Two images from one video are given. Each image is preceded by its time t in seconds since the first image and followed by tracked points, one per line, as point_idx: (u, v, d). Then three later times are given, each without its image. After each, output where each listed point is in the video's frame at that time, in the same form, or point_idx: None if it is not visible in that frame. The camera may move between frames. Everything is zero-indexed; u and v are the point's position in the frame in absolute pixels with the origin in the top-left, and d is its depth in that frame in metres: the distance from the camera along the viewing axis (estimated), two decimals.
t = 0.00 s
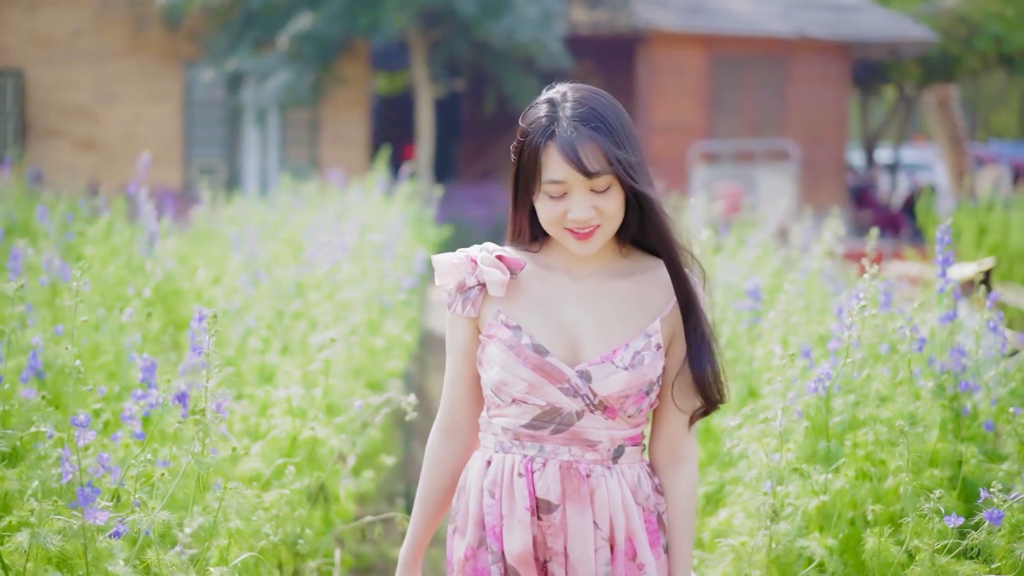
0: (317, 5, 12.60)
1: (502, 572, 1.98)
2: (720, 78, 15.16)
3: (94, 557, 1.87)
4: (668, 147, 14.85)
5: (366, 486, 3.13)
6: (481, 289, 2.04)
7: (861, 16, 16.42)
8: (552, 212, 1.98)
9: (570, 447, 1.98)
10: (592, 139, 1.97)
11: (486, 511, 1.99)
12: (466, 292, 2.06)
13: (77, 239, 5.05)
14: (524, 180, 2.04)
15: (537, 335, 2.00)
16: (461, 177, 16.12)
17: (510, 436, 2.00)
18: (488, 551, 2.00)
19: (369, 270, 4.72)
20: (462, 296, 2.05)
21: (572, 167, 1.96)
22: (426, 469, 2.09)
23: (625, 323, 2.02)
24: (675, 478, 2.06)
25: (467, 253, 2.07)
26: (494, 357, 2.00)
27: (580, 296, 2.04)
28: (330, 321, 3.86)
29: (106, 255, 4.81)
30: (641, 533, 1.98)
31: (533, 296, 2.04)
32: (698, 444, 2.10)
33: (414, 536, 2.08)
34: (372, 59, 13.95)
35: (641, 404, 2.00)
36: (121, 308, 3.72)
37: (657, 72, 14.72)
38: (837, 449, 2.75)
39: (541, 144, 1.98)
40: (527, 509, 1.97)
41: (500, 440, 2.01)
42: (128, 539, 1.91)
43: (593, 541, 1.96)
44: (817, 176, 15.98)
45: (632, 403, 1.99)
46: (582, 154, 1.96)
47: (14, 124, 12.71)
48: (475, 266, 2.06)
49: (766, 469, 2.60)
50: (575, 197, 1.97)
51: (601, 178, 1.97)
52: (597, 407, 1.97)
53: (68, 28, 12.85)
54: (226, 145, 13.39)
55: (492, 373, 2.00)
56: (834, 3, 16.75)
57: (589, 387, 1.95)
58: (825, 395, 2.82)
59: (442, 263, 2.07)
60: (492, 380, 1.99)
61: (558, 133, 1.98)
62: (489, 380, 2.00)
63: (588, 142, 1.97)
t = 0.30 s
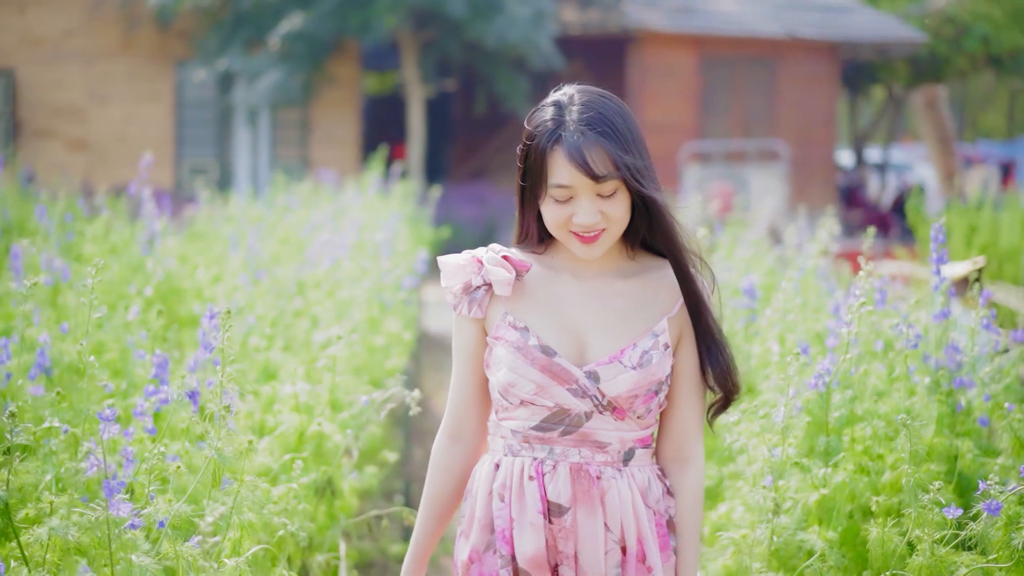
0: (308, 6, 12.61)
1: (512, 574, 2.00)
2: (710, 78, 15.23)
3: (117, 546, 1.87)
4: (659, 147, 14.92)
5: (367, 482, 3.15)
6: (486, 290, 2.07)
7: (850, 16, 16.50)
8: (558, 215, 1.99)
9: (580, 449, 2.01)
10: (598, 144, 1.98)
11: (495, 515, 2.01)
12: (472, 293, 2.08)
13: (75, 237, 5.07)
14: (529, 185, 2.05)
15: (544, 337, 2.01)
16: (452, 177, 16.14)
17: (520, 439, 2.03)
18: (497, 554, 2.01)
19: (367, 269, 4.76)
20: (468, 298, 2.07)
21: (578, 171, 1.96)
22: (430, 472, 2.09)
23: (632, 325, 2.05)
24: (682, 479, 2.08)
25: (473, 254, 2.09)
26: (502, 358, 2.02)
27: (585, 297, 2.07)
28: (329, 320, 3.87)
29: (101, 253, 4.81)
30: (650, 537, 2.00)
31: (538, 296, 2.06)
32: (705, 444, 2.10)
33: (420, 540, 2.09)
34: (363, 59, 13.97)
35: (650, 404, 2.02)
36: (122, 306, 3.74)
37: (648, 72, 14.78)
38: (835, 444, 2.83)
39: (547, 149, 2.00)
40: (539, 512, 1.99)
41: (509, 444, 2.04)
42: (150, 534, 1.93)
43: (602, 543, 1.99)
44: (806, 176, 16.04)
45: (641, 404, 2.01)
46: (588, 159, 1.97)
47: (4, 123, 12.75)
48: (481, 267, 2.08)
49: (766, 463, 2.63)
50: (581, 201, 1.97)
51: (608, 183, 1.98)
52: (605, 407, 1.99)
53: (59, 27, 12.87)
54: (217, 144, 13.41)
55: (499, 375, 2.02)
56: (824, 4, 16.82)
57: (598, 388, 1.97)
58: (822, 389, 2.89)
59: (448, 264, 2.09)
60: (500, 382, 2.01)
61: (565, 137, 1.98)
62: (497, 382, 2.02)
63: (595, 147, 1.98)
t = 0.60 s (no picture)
0: (301, 5, 12.60)
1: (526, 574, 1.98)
2: (703, 79, 15.27)
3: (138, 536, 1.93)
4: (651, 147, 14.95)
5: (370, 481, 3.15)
6: (490, 288, 2.07)
7: (841, 17, 16.56)
8: (562, 220, 1.95)
9: (591, 443, 2.00)
10: (606, 150, 1.93)
11: (509, 514, 1.99)
12: (476, 292, 2.08)
13: (76, 237, 5.08)
14: (534, 186, 2.00)
15: (551, 331, 2.02)
16: (445, 177, 16.14)
17: (530, 436, 2.01)
18: (511, 554, 1.99)
19: (367, 268, 4.78)
20: (472, 297, 2.07)
21: (585, 177, 1.92)
22: (438, 475, 2.09)
23: (639, 318, 2.05)
24: (693, 475, 2.07)
25: (476, 253, 2.09)
26: (509, 354, 2.02)
27: (590, 291, 2.07)
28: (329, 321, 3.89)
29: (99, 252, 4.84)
30: (661, 534, 1.98)
31: (543, 292, 2.07)
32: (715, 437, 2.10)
33: (429, 543, 2.07)
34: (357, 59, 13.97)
35: (661, 396, 2.01)
36: (126, 305, 3.75)
37: (641, 71, 14.76)
38: (835, 439, 2.87)
39: (553, 153, 1.95)
40: (552, 508, 1.97)
41: (519, 441, 2.03)
42: (165, 524, 1.98)
43: (614, 539, 1.97)
44: (797, 175, 16.09)
45: (652, 395, 2.00)
46: (595, 165, 1.92)
47: None
48: (484, 265, 2.08)
49: (764, 457, 2.68)
50: (586, 207, 1.93)
51: (613, 189, 1.93)
52: (616, 400, 1.99)
53: (52, 27, 12.77)
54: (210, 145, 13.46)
55: (507, 371, 2.01)
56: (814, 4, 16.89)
57: (607, 380, 1.97)
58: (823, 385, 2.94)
59: (451, 264, 2.09)
60: (509, 378, 2.01)
61: (571, 142, 1.94)
62: (505, 379, 2.02)
63: (602, 153, 1.93)
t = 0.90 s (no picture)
0: (295, 6, 12.60)
1: None
2: (694, 79, 15.31)
3: (155, 528, 1.97)
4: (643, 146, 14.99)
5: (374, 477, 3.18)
6: (500, 290, 2.04)
7: (833, 17, 16.61)
8: (573, 224, 1.91)
9: (600, 445, 2.01)
10: (619, 156, 1.90)
11: (516, 517, 2.00)
12: (485, 293, 2.05)
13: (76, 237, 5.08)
14: (544, 189, 1.96)
15: (559, 333, 2.01)
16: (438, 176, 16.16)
17: (538, 438, 2.02)
18: (516, 556, 2.00)
19: (367, 267, 4.82)
20: (481, 299, 2.04)
21: (598, 182, 1.88)
22: (448, 479, 2.08)
23: (647, 318, 2.05)
24: (704, 471, 2.10)
25: (483, 255, 2.07)
26: (518, 356, 2.01)
27: (599, 291, 2.06)
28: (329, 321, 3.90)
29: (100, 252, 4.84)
30: (674, 527, 2.00)
31: (551, 294, 2.05)
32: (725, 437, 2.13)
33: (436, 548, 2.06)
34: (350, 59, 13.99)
35: (670, 396, 2.02)
36: (132, 303, 3.76)
37: (632, 71, 14.81)
38: (836, 434, 2.90)
39: (565, 157, 1.91)
40: (558, 511, 1.98)
41: (527, 443, 2.03)
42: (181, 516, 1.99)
43: (622, 540, 1.98)
44: (789, 174, 16.14)
45: (661, 395, 2.01)
46: (608, 171, 1.88)
47: None
48: (493, 268, 2.06)
49: (768, 450, 2.79)
50: (598, 211, 1.89)
51: (625, 195, 1.90)
52: (626, 401, 1.99)
53: (45, 27, 12.75)
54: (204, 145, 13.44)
55: (516, 373, 2.01)
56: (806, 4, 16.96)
57: (617, 381, 1.97)
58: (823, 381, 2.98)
59: (459, 266, 2.07)
60: (517, 381, 2.00)
61: (585, 147, 1.90)
62: (513, 381, 2.01)
63: (616, 158, 1.89)
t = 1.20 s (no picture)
0: (284, 6, 12.60)
1: None
2: (683, 79, 15.34)
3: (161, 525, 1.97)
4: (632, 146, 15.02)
5: (371, 476, 3.20)
6: (500, 287, 2.02)
7: (821, 17, 16.66)
8: (579, 225, 1.90)
9: (600, 445, 2.01)
10: (629, 159, 1.89)
11: (516, 517, 2.00)
12: (486, 290, 2.03)
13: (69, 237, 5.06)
14: (549, 188, 1.95)
15: (560, 333, 2.00)
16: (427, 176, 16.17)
17: (537, 438, 2.02)
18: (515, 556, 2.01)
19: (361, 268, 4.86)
20: (482, 296, 2.02)
21: (606, 185, 1.88)
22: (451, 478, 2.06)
23: (648, 319, 2.06)
24: (705, 470, 2.13)
25: (484, 252, 2.04)
26: (518, 357, 1.99)
27: (599, 291, 2.06)
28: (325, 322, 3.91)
29: (94, 253, 4.83)
30: (678, 524, 2.03)
31: (550, 293, 2.04)
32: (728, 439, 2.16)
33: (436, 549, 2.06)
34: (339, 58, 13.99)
35: (670, 397, 2.03)
36: (129, 303, 3.77)
37: (621, 71, 14.81)
38: (831, 431, 2.91)
39: (573, 159, 1.89)
40: (557, 512, 1.98)
41: (527, 443, 2.03)
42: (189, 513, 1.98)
43: (624, 540, 1.98)
44: (778, 175, 16.19)
45: (661, 396, 2.02)
46: (616, 173, 1.88)
47: None
48: (495, 265, 2.04)
49: (767, 448, 2.89)
50: (604, 212, 1.89)
51: (631, 198, 1.90)
52: (627, 402, 1.99)
53: (33, 27, 12.63)
54: (193, 145, 13.43)
55: (516, 373, 1.99)
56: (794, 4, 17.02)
57: (618, 383, 1.97)
58: (818, 380, 3.00)
59: (461, 263, 2.05)
60: (517, 381, 1.99)
61: (594, 150, 1.89)
62: (513, 380, 2.00)
63: (625, 161, 1.89)
